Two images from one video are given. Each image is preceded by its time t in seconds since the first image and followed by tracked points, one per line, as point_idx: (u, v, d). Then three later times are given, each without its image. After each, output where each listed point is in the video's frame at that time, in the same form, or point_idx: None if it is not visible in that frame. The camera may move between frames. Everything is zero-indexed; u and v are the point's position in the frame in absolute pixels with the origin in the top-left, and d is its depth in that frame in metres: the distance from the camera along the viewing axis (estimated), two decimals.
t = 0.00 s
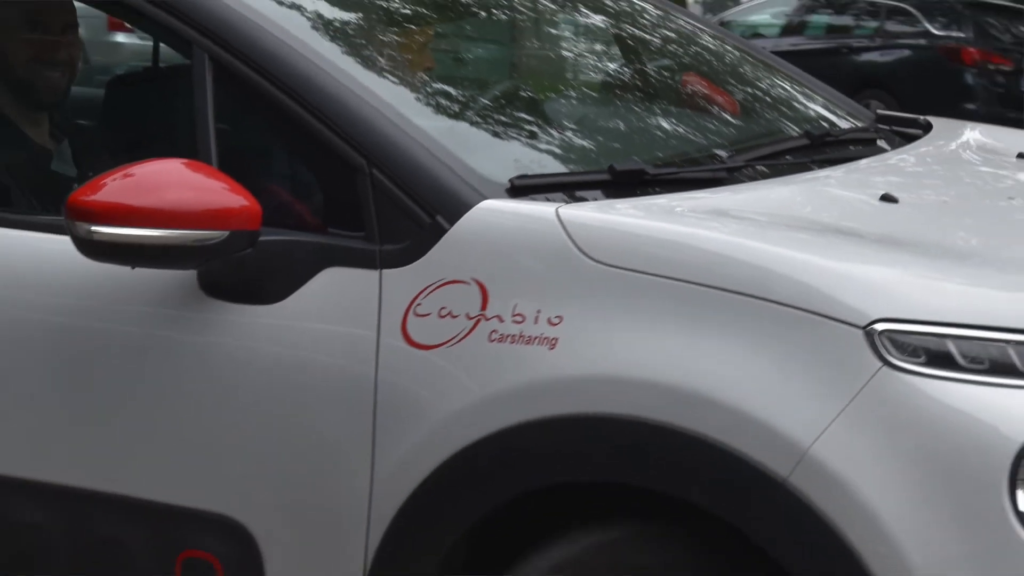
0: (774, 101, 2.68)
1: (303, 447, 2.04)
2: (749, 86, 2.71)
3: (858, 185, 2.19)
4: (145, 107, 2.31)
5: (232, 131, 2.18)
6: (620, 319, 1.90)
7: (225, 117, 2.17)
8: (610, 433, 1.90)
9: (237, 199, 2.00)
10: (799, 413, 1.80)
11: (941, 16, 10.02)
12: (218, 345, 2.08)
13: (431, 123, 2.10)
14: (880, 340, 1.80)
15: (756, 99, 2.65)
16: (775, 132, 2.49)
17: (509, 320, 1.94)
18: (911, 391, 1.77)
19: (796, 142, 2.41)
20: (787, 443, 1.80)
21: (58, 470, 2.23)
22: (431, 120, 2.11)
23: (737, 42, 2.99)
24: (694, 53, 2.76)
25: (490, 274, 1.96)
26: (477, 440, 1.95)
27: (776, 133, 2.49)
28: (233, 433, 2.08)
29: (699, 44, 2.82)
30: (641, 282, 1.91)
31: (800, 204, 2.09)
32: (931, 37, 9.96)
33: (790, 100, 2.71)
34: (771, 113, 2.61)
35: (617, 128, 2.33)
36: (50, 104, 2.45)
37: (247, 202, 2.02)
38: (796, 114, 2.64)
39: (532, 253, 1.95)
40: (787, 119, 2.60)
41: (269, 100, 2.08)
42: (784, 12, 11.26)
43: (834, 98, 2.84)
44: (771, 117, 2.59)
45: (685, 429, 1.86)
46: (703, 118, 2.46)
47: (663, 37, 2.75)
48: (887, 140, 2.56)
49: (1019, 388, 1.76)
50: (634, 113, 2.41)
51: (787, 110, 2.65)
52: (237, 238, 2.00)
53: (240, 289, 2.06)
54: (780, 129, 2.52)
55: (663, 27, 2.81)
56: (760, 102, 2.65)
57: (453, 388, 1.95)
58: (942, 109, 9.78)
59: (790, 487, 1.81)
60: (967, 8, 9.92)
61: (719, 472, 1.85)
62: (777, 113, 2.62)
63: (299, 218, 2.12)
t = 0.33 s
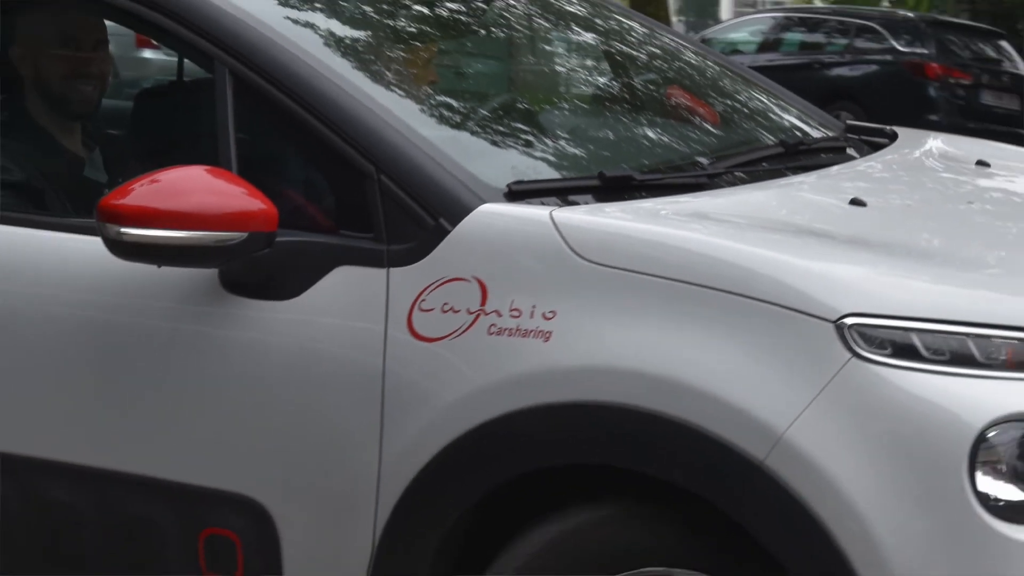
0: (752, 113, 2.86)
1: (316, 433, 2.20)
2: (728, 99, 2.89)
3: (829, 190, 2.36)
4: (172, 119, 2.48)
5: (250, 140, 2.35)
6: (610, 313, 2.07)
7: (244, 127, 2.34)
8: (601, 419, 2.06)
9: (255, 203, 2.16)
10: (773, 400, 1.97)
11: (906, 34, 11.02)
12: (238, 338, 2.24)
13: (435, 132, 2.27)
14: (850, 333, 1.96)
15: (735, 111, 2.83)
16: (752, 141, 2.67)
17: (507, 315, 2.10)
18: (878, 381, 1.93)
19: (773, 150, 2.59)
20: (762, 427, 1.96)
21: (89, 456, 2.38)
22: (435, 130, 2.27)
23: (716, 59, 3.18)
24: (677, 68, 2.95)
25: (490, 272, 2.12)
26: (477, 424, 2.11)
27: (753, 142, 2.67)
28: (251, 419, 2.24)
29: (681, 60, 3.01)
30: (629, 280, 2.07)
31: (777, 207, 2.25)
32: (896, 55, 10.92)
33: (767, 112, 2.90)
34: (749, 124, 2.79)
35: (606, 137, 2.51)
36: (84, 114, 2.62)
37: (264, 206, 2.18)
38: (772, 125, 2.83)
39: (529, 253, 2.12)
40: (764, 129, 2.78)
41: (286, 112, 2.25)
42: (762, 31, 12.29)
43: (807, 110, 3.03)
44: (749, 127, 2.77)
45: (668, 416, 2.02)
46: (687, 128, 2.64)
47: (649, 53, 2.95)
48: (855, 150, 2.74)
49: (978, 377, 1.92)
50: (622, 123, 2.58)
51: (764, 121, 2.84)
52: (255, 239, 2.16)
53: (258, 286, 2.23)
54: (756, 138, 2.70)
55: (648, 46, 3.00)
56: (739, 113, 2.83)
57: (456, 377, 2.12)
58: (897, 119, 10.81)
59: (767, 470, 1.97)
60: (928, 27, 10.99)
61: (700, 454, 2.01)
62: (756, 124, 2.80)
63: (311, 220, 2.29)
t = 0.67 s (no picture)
0: (734, 122, 3.03)
1: (328, 420, 2.36)
2: (711, 109, 3.05)
3: (804, 195, 2.53)
4: (194, 129, 2.64)
5: (266, 148, 2.51)
6: (601, 309, 2.23)
7: (260, 136, 2.51)
8: (594, 407, 2.21)
9: (271, 207, 2.33)
10: (750, 389, 2.13)
11: (875, 49, 11.82)
12: (255, 332, 2.40)
13: (438, 141, 2.44)
14: (823, 328, 2.13)
15: (718, 120, 3.01)
16: (734, 148, 2.85)
17: (505, 310, 2.26)
18: (850, 371, 2.10)
19: (753, 157, 2.76)
20: (740, 414, 2.13)
21: (117, 441, 2.51)
22: (438, 139, 2.44)
23: (700, 72, 3.35)
24: (664, 81, 3.12)
25: (489, 271, 2.28)
26: (478, 412, 2.27)
27: (735, 150, 2.84)
28: (267, 408, 2.40)
29: (667, 73, 3.18)
30: (619, 278, 2.24)
31: (756, 211, 2.42)
32: (866, 67, 11.71)
33: (747, 121, 3.07)
34: (731, 133, 2.96)
35: (597, 145, 2.68)
36: (111, 125, 2.77)
37: (279, 209, 2.35)
38: (753, 133, 3.00)
39: (526, 253, 2.28)
40: (745, 138, 2.95)
41: (300, 122, 2.42)
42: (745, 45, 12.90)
43: (783, 120, 3.20)
44: (731, 135, 2.94)
45: (655, 405, 2.18)
46: (672, 136, 2.81)
47: (637, 67, 3.12)
48: (829, 156, 2.91)
49: (941, 367, 2.09)
50: (612, 132, 2.76)
51: (746, 130, 3.01)
52: (271, 240, 2.33)
53: (273, 284, 2.40)
54: (737, 146, 2.87)
55: (636, 60, 3.18)
56: (721, 122, 3.01)
57: (458, 368, 2.28)
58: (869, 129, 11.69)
59: (747, 454, 2.13)
60: (898, 43, 11.78)
61: (684, 439, 2.17)
62: (737, 133, 2.97)
63: (323, 222, 2.46)
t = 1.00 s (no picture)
0: (718, 131, 3.20)
1: (338, 409, 2.53)
2: (696, 118, 3.22)
3: (783, 198, 2.70)
4: (212, 137, 2.81)
5: (279, 154, 2.68)
6: (593, 305, 2.39)
7: (274, 143, 2.67)
8: (586, 396, 2.37)
9: (285, 210, 2.49)
10: (731, 379, 2.29)
11: (849, 63, 12.72)
12: (270, 326, 2.57)
13: (441, 148, 2.61)
14: (801, 322, 2.29)
15: (703, 129, 3.18)
16: (718, 155, 3.02)
17: (504, 306, 2.43)
18: (825, 362, 2.26)
19: (735, 163, 2.93)
20: (722, 402, 2.29)
21: (143, 429, 2.68)
22: (441, 146, 2.61)
23: (686, 84, 3.53)
24: (651, 92, 3.29)
25: (489, 270, 2.45)
26: (479, 401, 2.43)
27: (719, 156, 3.01)
28: (281, 397, 2.56)
29: (655, 85, 3.35)
30: (610, 276, 2.40)
31: (738, 214, 2.58)
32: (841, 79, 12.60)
33: (730, 130, 3.24)
34: (716, 140, 3.13)
35: (589, 151, 2.85)
36: (135, 131, 2.97)
37: (292, 212, 2.51)
38: (736, 141, 3.17)
39: (523, 253, 2.44)
40: (729, 145, 3.12)
41: (312, 130, 2.59)
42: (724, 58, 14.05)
43: (763, 129, 3.38)
44: (715, 143, 3.11)
45: (643, 394, 2.34)
46: (660, 143, 2.98)
47: (627, 79, 3.29)
48: (804, 163, 3.08)
49: (910, 359, 2.26)
50: (603, 140, 2.93)
51: (729, 137, 3.18)
52: (284, 240, 2.49)
53: (287, 280, 2.56)
54: (721, 152, 3.04)
55: (625, 73, 3.35)
56: (706, 130, 3.18)
57: (460, 360, 2.44)
58: (847, 134, 12.48)
59: (728, 439, 2.29)
60: (870, 56, 12.73)
61: (670, 426, 2.33)
62: (721, 141, 3.14)
63: (332, 224, 2.62)
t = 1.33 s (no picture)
0: (704, 138, 3.37)
1: (347, 399, 2.69)
2: (682, 126, 3.40)
3: (765, 202, 2.87)
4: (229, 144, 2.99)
5: (292, 160, 2.85)
6: (586, 301, 2.55)
7: (286, 150, 2.84)
8: (579, 387, 2.53)
9: (296, 212, 2.65)
10: (714, 371, 2.46)
11: (826, 74, 13.85)
12: (283, 322, 2.73)
13: (443, 154, 2.77)
14: (780, 318, 2.45)
15: (689, 137, 3.35)
16: (703, 161, 3.19)
17: (502, 303, 2.59)
18: (803, 355, 2.42)
19: (720, 169, 3.10)
20: (706, 392, 2.45)
21: (165, 419, 2.84)
22: (443, 152, 2.78)
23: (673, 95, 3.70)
24: (641, 102, 3.46)
25: (488, 269, 2.61)
26: (479, 392, 2.59)
27: (704, 162, 3.18)
28: (293, 389, 2.73)
29: (643, 95, 3.53)
30: (601, 275, 2.56)
31: (722, 216, 2.75)
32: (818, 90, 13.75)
33: (715, 137, 3.41)
34: (701, 147, 3.30)
35: (582, 158, 3.02)
36: (156, 139, 3.15)
37: (304, 214, 2.68)
38: (720, 148, 3.35)
39: (520, 252, 2.60)
40: (713, 152, 3.30)
41: (323, 138, 2.76)
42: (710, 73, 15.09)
43: (745, 137, 3.55)
44: (701, 150, 3.29)
45: (632, 385, 2.50)
46: (649, 150, 3.15)
47: (617, 90, 3.46)
48: (784, 168, 3.26)
49: (882, 352, 2.42)
50: (595, 147, 3.10)
51: (714, 145, 3.35)
52: (296, 241, 2.65)
53: (298, 278, 2.73)
54: (706, 159, 3.22)
55: (616, 84, 3.52)
56: (692, 138, 3.35)
57: (461, 353, 2.60)
58: (825, 144, 13.73)
59: (713, 427, 2.45)
60: (845, 69, 13.74)
61: (657, 414, 2.49)
62: (707, 148, 3.31)
63: (341, 226, 2.79)
